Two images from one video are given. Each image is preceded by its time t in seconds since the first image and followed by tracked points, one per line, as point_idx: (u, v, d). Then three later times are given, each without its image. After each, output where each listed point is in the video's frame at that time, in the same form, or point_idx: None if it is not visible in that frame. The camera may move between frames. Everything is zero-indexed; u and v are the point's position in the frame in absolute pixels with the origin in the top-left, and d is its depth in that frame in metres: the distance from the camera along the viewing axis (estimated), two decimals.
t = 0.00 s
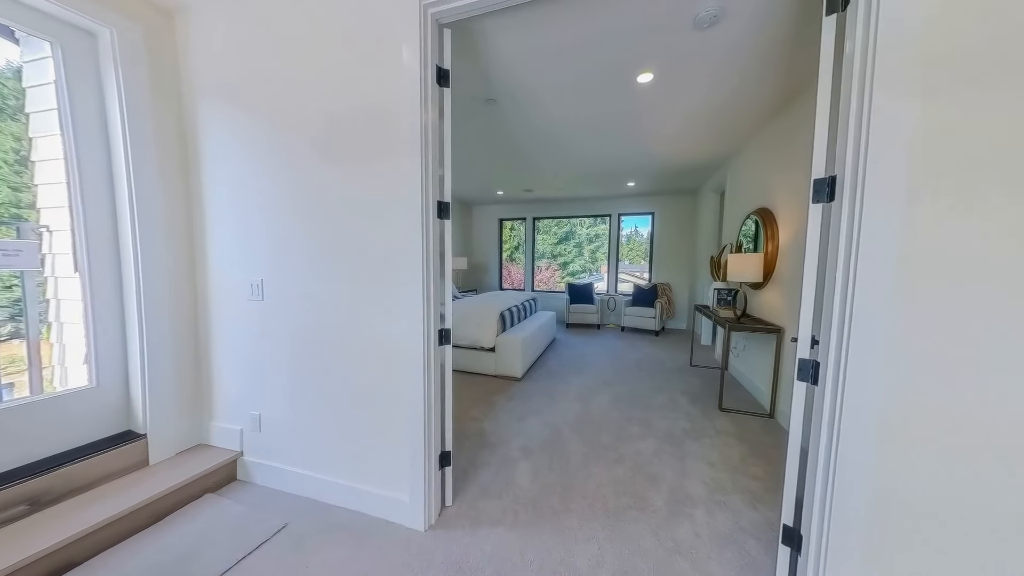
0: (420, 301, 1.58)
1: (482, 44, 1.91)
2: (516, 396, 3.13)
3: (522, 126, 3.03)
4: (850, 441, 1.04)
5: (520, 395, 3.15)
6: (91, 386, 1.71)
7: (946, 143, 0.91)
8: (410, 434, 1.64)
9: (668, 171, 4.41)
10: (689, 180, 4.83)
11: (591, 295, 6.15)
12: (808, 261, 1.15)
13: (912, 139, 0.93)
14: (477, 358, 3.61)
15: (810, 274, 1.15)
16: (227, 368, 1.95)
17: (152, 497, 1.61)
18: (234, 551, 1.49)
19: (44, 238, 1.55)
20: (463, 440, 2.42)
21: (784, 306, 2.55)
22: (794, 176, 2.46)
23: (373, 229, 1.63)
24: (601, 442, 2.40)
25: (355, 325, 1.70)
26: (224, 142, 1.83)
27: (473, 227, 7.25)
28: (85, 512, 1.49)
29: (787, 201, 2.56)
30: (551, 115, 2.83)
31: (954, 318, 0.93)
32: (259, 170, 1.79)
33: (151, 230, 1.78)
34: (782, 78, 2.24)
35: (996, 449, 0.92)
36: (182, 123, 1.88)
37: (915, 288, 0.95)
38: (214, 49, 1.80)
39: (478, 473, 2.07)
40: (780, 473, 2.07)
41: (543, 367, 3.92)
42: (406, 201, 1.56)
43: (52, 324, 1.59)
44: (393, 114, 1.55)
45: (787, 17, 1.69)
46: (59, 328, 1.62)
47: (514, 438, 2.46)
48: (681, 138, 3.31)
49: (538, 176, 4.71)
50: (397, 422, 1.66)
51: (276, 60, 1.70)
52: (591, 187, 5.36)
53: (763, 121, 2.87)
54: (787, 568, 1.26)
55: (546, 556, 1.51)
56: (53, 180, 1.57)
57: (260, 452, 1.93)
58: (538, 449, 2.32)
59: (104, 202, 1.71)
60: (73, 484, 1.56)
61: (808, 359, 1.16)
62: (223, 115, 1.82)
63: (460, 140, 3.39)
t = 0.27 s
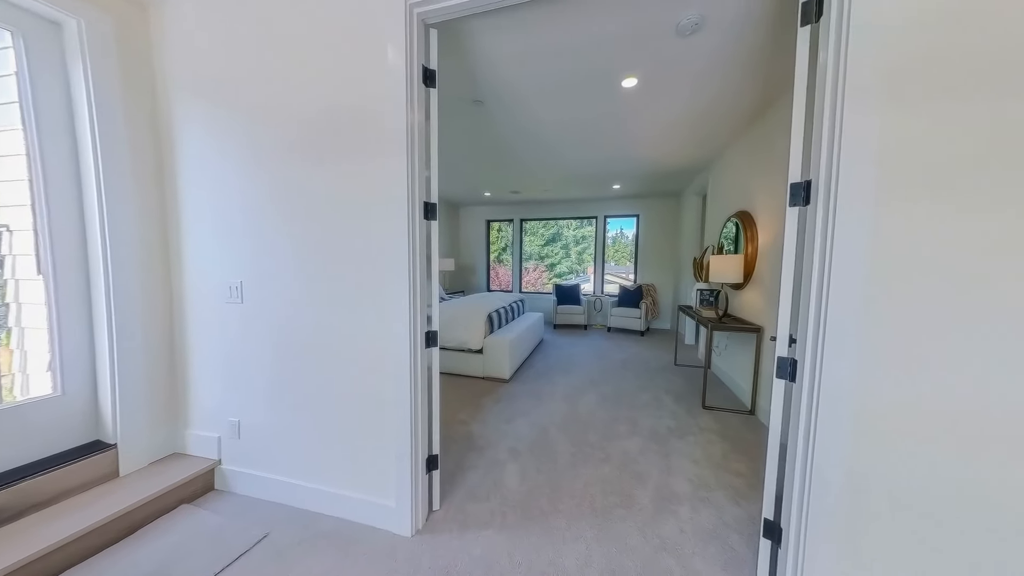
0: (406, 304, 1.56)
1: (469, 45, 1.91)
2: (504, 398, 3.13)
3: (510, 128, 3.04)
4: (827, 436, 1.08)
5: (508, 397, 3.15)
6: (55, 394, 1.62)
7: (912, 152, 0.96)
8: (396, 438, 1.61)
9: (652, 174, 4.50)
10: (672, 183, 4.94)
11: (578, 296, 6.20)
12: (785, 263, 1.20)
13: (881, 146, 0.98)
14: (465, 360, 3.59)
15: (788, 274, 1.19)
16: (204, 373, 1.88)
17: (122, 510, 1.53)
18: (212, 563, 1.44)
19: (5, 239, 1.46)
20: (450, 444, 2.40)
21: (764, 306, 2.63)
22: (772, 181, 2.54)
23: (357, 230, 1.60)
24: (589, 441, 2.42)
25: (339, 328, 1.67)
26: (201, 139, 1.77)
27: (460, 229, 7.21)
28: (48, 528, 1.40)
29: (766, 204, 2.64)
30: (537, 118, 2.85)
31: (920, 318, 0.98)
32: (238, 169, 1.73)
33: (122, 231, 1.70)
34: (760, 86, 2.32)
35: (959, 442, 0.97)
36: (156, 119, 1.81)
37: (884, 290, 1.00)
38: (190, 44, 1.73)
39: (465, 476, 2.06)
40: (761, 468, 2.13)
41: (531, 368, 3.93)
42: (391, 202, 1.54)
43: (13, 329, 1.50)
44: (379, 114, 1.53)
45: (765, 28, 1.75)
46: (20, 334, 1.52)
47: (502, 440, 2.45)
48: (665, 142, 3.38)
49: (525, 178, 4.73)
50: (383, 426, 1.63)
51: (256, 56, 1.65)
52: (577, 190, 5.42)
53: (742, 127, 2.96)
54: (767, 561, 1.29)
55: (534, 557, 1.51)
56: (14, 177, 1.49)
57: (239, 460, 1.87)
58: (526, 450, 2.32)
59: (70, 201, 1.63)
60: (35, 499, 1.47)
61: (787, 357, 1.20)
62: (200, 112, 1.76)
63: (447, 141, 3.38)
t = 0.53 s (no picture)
0: (390, 306, 1.53)
1: (453, 46, 1.91)
2: (489, 400, 3.12)
3: (494, 129, 3.04)
4: (800, 429, 1.12)
5: (493, 399, 3.14)
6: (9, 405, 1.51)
7: (875, 159, 1.02)
8: (380, 443, 1.58)
9: (634, 178, 4.59)
10: (654, 186, 5.05)
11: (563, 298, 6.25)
12: (761, 263, 1.23)
13: (848, 154, 1.03)
14: (450, 363, 3.56)
15: (763, 275, 1.23)
16: (175, 380, 1.80)
17: (84, 526, 1.44)
18: None
19: None
20: (435, 447, 2.37)
21: (741, 306, 2.72)
22: (748, 185, 2.64)
23: (339, 231, 1.57)
24: (574, 441, 2.44)
25: (320, 331, 1.62)
26: (171, 135, 1.69)
27: (445, 230, 7.16)
28: None
29: (742, 207, 2.74)
30: (521, 120, 2.87)
31: (883, 316, 1.04)
32: (212, 167, 1.67)
33: (85, 231, 1.61)
34: (736, 94, 2.40)
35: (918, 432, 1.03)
36: (123, 114, 1.72)
37: (851, 289, 1.05)
38: (160, 36, 1.66)
39: (451, 480, 2.04)
40: (740, 463, 2.19)
41: (516, 369, 3.93)
42: (374, 202, 1.52)
43: None
44: (361, 113, 1.50)
45: (741, 38, 1.82)
46: None
47: (488, 442, 2.44)
48: (647, 146, 3.45)
49: (510, 180, 4.74)
50: (366, 431, 1.60)
51: (231, 50, 1.60)
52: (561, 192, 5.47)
53: (720, 133, 3.06)
54: (745, 554, 1.32)
55: (521, 558, 1.51)
56: None
57: (213, 470, 1.79)
58: (512, 452, 2.32)
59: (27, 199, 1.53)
60: None
61: (762, 355, 1.24)
62: (170, 107, 1.68)
63: (431, 141, 3.35)
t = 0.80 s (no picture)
0: (375, 307, 1.51)
1: (439, 46, 1.90)
2: (477, 402, 3.10)
3: (481, 131, 3.04)
4: (779, 425, 1.16)
5: (481, 401, 3.13)
6: None
7: (847, 165, 1.06)
8: (365, 447, 1.55)
9: (619, 180, 4.66)
10: (638, 189, 5.14)
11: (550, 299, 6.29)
12: (740, 264, 1.27)
13: (822, 160, 1.08)
14: (437, 365, 3.53)
15: (744, 276, 1.27)
16: (148, 386, 1.72)
17: (48, 543, 1.36)
18: None
19: None
20: (422, 451, 2.34)
21: (723, 306, 2.80)
22: (728, 188, 2.72)
23: (322, 232, 1.53)
24: (562, 442, 2.45)
25: (302, 334, 1.58)
26: (144, 132, 1.63)
27: (432, 231, 7.11)
28: None
29: (723, 210, 2.81)
30: (508, 122, 2.87)
31: (855, 315, 1.08)
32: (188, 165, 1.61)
33: (50, 230, 1.53)
34: (716, 100, 2.47)
35: (888, 426, 1.08)
36: (91, 108, 1.64)
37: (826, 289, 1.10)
38: (131, 28, 1.59)
39: (438, 484, 2.01)
40: (722, 460, 2.24)
41: (504, 371, 3.93)
42: (359, 203, 1.49)
43: None
44: (345, 112, 1.48)
45: (721, 46, 1.87)
46: None
47: (476, 444, 2.43)
48: (631, 150, 3.51)
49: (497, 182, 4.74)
50: (350, 435, 1.57)
51: (209, 45, 1.55)
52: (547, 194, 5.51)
53: (701, 138, 3.13)
54: (729, 548, 1.35)
55: (509, 561, 1.50)
56: None
57: (188, 480, 1.72)
58: (500, 454, 2.31)
59: None
60: None
61: (743, 354, 1.27)
62: (143, 102, 1.62)
63: (417, 142, 3.33)
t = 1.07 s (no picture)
0: (357, 309, 1.48)
1: (423, 46, 1.89)
2: (462, 405, 3.08)
3: (466, 132, 3.03)
4: (757, 421, 1.20)
5: (466, 403, 3.11)
6: None
7: (817, 171, 1.11)
8: (347, 453, 1.51)
9: (602, 183, 4.73)
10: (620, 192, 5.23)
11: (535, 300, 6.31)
12: (719, 265, 1.31)
13: (794, 166, 1.13)
14: (421, 368, 3.48)
15: (722, 277, 1.31)
16: (113, 394, 1.63)
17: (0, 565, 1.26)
18: None
19: None
20: (406, 455, 2.30)
21: (702, 306, 2.88)
22: (707, 192, 2.80)
23: (302, 233, 1.49)
24: (548, 442, 2.46)
25: (281, 337, 1.53)
26: (110, 127, 1.55)
27: (416, 233, 7.02)
28: None
29: (702, 213, 2.90)
30: (492, 124, 2.88)
31: (825, 314, 1.13)
32: (158, 162, 1.54)
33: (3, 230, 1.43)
34: (694, 106, 2.55)
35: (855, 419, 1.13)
36: (51, 101, 1.55)
37: (798, 289, 1.14)
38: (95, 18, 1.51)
39: (423, 488, 1.99)
40: (703, 456, 2.30)
41: (490, 373, 3.91)
42: (341, 203, 1.46)
43: None
44: (326, 110, 1.45)
45: (699, 54, 1.94)
46: None
47: (461, 447, 2.41)
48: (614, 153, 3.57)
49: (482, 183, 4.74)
50: (332, 441, 1.52)
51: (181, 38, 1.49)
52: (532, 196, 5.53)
53: (681, 143, 3.22)
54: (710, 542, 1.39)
55: (495, 564, 1.50)
56: None
57: (157, 492, 1.63)
58: (485, 456, 2.30)
59: None
60: None
61: (722, 353, 1.31)
62: (109, 95, 1.54)
63: (401, 142, 3.29)
